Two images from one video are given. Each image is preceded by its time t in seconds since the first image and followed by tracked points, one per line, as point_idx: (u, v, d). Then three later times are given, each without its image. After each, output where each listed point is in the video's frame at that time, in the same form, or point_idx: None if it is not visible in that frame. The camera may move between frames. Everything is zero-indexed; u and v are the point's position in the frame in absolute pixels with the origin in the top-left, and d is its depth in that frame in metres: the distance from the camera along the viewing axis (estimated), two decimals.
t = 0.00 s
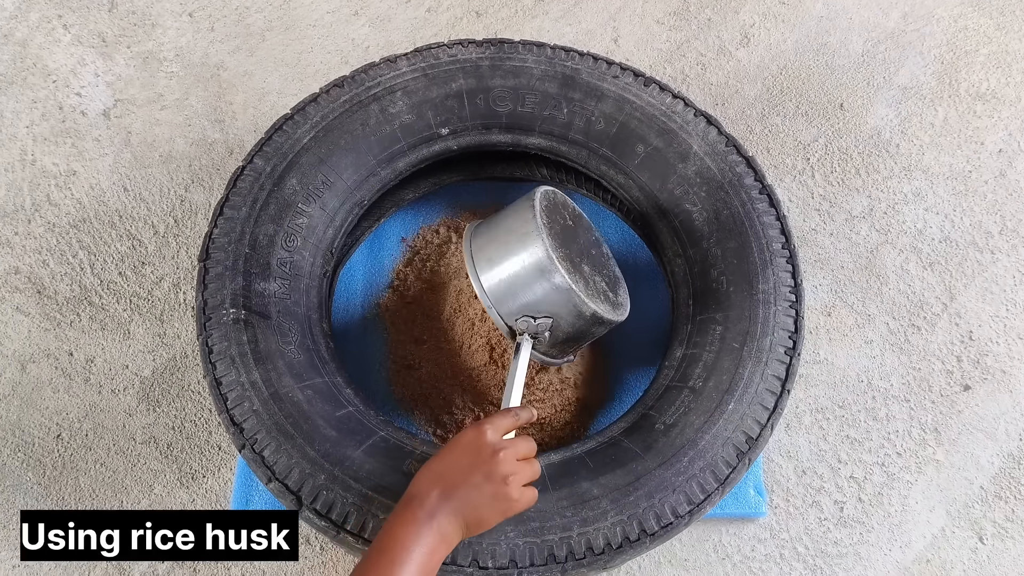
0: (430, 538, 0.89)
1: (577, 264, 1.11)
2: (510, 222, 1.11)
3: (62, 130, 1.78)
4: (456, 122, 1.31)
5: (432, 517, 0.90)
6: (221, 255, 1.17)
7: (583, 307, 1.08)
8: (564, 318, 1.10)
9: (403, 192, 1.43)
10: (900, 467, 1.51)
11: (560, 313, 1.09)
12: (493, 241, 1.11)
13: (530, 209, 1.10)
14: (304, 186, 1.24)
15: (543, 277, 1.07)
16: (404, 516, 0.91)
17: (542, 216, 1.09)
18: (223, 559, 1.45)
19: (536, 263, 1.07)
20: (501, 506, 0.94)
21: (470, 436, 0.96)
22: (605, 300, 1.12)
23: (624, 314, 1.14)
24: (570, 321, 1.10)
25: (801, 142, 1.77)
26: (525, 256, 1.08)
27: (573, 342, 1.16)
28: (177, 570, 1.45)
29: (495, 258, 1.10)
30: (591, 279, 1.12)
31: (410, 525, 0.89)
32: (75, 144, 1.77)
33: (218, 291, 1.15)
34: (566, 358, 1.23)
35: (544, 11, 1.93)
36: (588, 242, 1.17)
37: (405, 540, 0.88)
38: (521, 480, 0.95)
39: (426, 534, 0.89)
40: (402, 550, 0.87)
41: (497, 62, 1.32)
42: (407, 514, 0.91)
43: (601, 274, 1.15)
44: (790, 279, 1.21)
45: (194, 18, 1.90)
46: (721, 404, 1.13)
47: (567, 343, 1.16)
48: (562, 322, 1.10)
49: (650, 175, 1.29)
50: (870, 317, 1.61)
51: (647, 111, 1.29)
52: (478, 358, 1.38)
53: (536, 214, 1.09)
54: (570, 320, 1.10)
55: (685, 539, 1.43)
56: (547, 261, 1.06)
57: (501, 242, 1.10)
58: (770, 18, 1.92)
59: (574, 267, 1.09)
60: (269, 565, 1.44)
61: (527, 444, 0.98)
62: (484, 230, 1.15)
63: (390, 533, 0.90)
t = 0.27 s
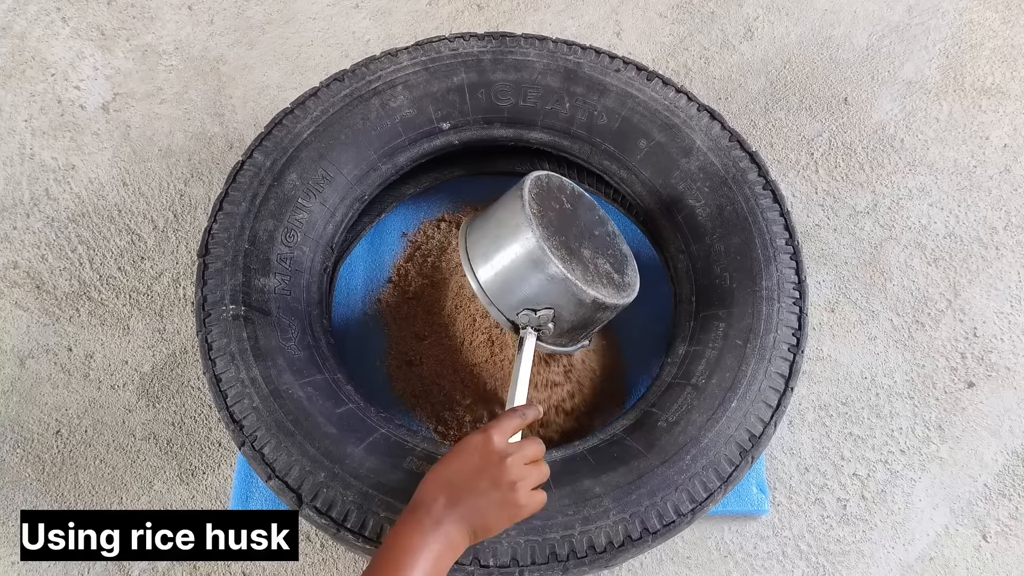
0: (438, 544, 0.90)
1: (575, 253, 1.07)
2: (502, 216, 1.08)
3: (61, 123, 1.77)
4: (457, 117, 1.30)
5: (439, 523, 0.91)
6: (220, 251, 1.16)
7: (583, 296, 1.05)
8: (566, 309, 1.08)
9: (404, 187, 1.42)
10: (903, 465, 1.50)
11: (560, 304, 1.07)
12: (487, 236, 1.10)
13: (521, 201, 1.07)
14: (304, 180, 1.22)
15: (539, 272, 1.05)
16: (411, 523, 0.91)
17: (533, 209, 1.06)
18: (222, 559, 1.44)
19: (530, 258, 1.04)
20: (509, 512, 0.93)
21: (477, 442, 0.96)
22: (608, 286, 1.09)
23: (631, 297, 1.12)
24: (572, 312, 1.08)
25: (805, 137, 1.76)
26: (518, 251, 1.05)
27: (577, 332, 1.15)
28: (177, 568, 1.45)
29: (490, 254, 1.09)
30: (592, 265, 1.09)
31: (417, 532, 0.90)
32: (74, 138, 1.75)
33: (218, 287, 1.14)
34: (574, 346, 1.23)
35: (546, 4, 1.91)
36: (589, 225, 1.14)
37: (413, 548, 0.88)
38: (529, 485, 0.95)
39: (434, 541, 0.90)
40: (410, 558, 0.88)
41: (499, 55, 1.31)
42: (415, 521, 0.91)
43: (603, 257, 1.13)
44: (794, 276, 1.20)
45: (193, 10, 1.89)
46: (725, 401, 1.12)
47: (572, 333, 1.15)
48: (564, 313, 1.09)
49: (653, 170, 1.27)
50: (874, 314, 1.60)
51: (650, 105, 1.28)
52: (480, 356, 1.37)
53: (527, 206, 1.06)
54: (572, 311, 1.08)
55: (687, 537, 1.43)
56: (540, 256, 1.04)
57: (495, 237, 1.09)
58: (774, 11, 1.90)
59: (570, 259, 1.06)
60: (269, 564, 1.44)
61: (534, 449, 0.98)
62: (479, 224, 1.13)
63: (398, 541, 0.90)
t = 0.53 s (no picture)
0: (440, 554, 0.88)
1: (560, 231, 0.97)
2: (477, 201, 0.99)
3: (60, 118, 1.76)
4: (458, 112, 1.29)
5: (440, 534, 0.88)
6: (220, 247, 1.15)
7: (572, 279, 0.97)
8: (554, 294, 1.00)
9: (405, 183, 1.41)
10: (906, 462, 1.50)
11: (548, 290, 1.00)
12: (465, 224, 1.02)
13: (494, 184, 0.97)
14: (304, 176, 1.22)
15: (518, 262, 0.96)
16: (412, 532, 0.89)
17: (507, 192, 0.96)
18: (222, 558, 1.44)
19: (507, 248, 0.96)
20: (512, 516, 0.90)
21: (477, 446, 0.92)
22: (599, 263, 0.99)
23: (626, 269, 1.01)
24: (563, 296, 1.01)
25: (808, 132, 1.74)
26: (495, 239, 0.97)
27: (572, 312, 1.07)
28: (177, 566, 1.45)
29: (468, 241, 1.02)
30: (579, 242, 0.97)
31: (418, 543, 0.88)
32: (73, 133, 1.74)
33: (218, 283, 1.13)
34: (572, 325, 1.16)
35: None
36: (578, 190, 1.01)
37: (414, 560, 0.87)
38: (532, 488, 0.91)
39: (435, 551, 0.88)
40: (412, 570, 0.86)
41: (500, 50, 1.30)
42: (415, 531, 0.89)
43: (596, 227, 1.00)
44: (797, 273, 1.19)
45: (192, 4, 1.87)
46: (727, 399, 1.12)
47: (567, 314, 1.08)
48: (553, 298, 1.01)
49: (654, 166, 1.27)
50: (877, 310, 1.60)
51: (652, 101, 1.27)
52: (481, 352, 1.37)
53: (499, 188, 0.96)
54: (561, 295, 1.00)
55: (689, 535, 1.42)
56: (516, 245, 0.95)
57: (471, 223, 1.01)
58: (777, 6, 1.89)
59: (552, 243, 0.95)
60: (269, 565, 1.43)
61: (537, 448, 0.94)
62: (457, 209, 1.05)
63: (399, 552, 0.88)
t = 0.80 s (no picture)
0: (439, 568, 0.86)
1: (525, 216, 0.94)
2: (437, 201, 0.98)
3: (58, 115, 1.74)
4: (459, 109, 1.28)
5: (438, 547, 0.86)
6: (219, 246, 1.14)
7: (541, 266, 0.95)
8: (530, 282, 0.99)
9: (405, 180, 1.40)
10: (911, 462, 1.49)
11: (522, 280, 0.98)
12: (432, 225, 1.01)
13: (447, 181, 0.95)
14: (304, 174, 1.20)
15: (483, 257, 0.95)
16: (409, 548, 0.87)
17: (460, 188, 0.94)
18: (223, 558, 1.43)
19: (469, 245, 0.95)
20: (509, 523, 0.89)
21: (467, 455, 0.90)
22: (572, 242, 0.96)
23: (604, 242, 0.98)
24: (539, 283, 0.99)
25: (813, 129, 1.73)
26: (457, 237, 0.96)
27: (557, 295, 1.06)
28: (177, 566, 1.44)
29: (437, 239, 1.01)
30: (547, 224, 0.95)
31: (415, 559, 0.86)
32: (71, 130, 1.73)
33: (217, 282, 1.12)
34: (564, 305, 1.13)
35: None
36: (545, 166, 0.98)
37: None
38: (527, 492, 0.90)
39: (434, 566, 0.86)
40: None
41: (501, 46, 1.28)
42: (412, 547, 0.87)
43: (566, 203, 0.97)
44: (801, 271, 1.18)
45: None
46: (731, 399, 1.11)
47: (551, 298, 1.06)
48: (530, 286, 1.00)
49: (658, 163, 1.25)
50: (882, 309, 1.58)
51: (655, 97, 1.26)
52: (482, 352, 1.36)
53: (452, 185, 0.94)
54: (538, 281, 0.98)
55: (692, 535, 1.41)
56: (477, 242, 0.93)
57: (435, 223, 1.00)
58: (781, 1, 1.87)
59: (514, 233, 0.93)
60: (269, 565, 1.43)
61: (529, 450, 0.92)
62: (425, 209, 1.05)
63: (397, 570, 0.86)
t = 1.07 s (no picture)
0: None
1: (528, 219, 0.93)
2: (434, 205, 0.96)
3: (55, 111, 1.73)
4: (460, 105, 1.26)
5: (436, 556, 0.85)
6: (217, 244, 1.12)
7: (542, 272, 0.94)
8: (530, 288, 0.97)
9: (405, 177, 1.39)
10: (916, 461, 1.47)
11: (521, 286, 0.97)
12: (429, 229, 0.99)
13: (445, 184, 0.93)
14: (303, 171, 1.19)
15: (483, 262, 0.93)
16: (408, 558, 0.86)
17: (460, 192, 0.92)
18: (222, 558, 1.42)
19: (469, 250, 0.93)
20: (509, 530, 0.87)
21: (466, 462, 0.88)
22: (571, 246, 0.95)
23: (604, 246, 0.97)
24: (539, 289, 0.98)
25: (816, 125, 1.71)
26: (457, 242, 0.94)
27: (556, 301, 1.05)
28: (176, 567, 1.43)
29: (434, 244, 0.99)
30: (547, 228, 0.94)
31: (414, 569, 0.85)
32: (68, 127, 1.71)
33: (215, 281, 1.11)
34: (563, 309, 1.12)
35: None
36: (543, 169, 0.97)
37: None
38: (527, 498, 0.89)
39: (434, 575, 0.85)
40: None
41: (502, 42, 1.27)
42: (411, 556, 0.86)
43: (565, 207, 0.96)
44: (806, 269, 1.16)
45: None
46: (735, 399, 1.09)
47: (550, 303, 1.05)
48: (530, 292, 0.98)
49: (661, 160, 1.24)
50: (887, 307, 1.57)
51: (658, 93, 1.24)
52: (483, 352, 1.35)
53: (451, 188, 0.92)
54: (537, 287, 0.97)
55: (695, 535, 1.40)
56: (477, 247, 0.92)
57: (432, 227, 0.98)
58: None
59: (514, 237, 0.92)
60: (269, 565, 1.42)
61: (529, 455, 0.91)
62: (421, 213, 1.03)
63: None
